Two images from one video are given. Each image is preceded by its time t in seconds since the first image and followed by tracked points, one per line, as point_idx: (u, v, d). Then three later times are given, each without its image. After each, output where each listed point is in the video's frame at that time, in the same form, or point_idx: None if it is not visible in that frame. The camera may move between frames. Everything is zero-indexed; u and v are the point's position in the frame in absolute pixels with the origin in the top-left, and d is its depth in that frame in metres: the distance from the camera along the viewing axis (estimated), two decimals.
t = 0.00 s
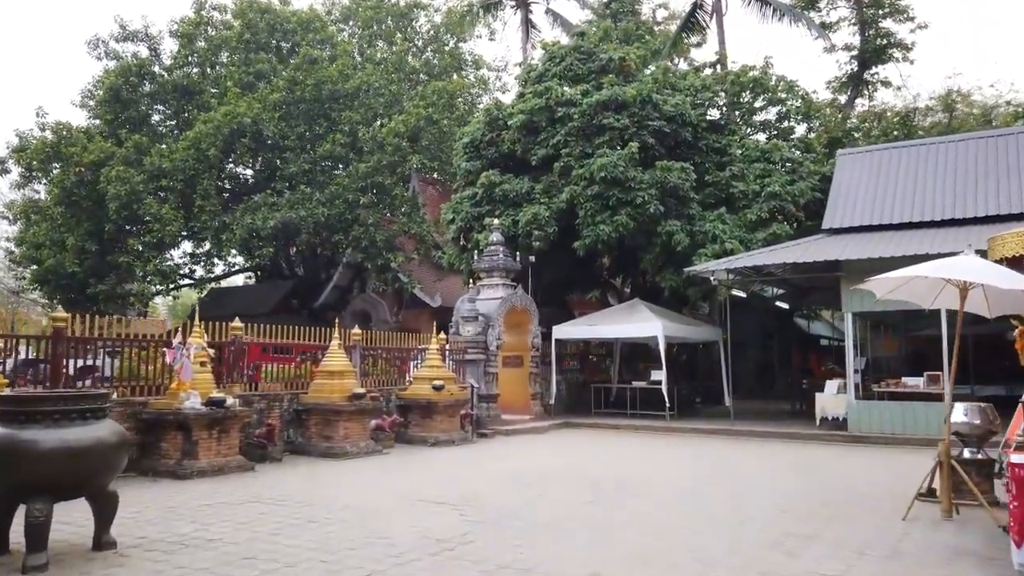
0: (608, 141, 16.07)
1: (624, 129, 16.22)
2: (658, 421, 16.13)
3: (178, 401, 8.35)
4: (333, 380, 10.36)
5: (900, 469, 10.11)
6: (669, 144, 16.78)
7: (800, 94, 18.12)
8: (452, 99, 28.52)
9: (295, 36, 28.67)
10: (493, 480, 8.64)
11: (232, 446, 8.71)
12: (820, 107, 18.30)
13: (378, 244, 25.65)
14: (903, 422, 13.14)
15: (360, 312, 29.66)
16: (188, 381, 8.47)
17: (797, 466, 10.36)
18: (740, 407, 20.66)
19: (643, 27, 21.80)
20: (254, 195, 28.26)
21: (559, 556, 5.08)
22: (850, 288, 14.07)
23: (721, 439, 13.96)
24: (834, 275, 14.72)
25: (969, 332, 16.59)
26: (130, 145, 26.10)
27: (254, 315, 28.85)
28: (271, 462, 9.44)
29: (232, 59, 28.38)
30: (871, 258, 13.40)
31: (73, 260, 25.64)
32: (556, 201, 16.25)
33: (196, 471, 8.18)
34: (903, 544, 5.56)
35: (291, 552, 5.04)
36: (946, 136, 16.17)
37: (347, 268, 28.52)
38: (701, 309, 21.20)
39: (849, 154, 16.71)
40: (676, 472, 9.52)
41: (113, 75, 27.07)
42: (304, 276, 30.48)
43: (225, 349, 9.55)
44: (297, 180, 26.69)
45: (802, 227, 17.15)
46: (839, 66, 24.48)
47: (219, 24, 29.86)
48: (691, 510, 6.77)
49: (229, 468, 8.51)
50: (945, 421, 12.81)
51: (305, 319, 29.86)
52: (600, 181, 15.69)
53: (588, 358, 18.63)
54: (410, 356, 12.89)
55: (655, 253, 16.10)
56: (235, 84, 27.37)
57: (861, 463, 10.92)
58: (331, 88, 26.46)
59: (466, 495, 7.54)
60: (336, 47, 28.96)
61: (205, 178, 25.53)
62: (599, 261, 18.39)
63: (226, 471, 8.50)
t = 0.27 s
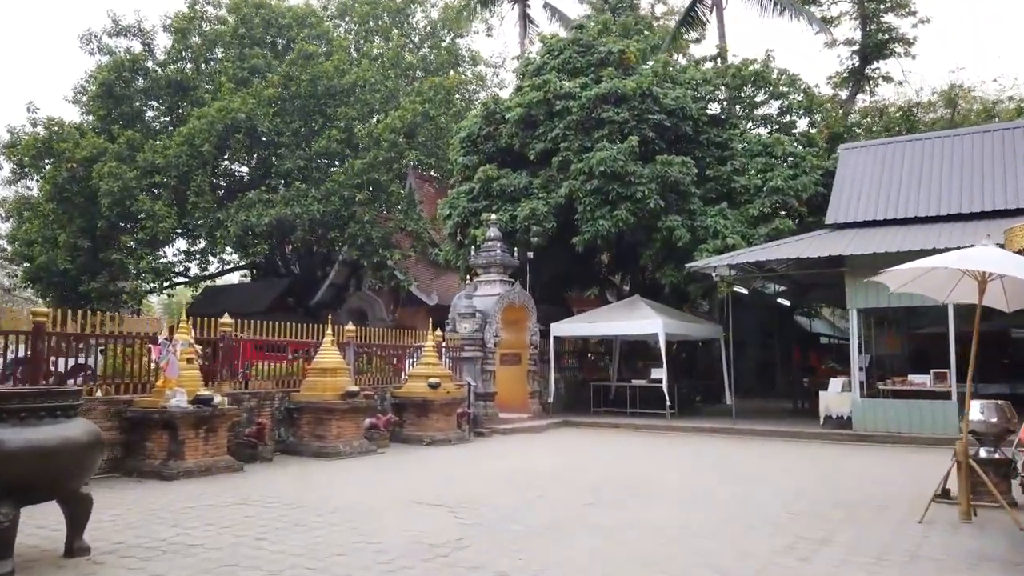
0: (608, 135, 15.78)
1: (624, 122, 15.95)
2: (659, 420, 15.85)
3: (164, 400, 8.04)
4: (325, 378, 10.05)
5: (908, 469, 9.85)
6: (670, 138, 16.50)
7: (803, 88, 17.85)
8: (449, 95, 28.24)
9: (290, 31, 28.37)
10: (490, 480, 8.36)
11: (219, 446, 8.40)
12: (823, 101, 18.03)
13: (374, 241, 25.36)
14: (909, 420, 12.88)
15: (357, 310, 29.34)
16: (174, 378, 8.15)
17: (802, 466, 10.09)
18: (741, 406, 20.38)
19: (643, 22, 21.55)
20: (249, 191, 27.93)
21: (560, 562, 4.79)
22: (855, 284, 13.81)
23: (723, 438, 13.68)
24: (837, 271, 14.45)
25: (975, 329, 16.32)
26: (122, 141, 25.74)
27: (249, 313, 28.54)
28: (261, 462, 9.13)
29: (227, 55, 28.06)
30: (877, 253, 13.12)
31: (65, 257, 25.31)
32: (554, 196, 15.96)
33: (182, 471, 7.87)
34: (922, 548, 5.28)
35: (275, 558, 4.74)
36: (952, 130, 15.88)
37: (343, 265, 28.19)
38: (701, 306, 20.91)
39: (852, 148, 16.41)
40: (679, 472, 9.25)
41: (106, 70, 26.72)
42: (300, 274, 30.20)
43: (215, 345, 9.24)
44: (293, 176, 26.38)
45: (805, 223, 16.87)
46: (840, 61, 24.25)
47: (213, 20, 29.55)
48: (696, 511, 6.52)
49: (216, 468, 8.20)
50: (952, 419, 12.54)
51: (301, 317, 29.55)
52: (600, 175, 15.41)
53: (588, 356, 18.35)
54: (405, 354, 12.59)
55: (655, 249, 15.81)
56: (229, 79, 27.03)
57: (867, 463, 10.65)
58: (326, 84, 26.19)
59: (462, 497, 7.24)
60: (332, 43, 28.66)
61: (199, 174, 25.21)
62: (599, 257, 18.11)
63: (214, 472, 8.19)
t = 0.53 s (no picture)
0: (606, 130, 15.47)
1: (622, 117, 15.65)
2: (658, 421, 15.56)
3: (144, 402, 7.72)
4: (314, 379, 9.73)
5: (915, 472, 9.57)
6: (669, 134, 16.20)
7: (804, 83, 17.56)
8: (445, 91, 27.92)
9: (285, 27, 28.03)
10: (483, 485, 8.06)
11: (202, 450, 8.08)
12: (824, 97, 17.73)
13: (369, 240, 25.04)
14: (914, 421, 12.60)
15: (352, 310, 29.01)
16: (155, 380, 7.83)
17: (806, 469, 9.81)
18: (741, 406, 20.08)
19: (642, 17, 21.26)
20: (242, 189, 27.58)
21: None
22: (858, 282, 13.52)
23: (724, 440, 13.39)
24: (840, 269, 14.16)
25: (979, 329, 16.05)
26: (114, 138, 25.37)
27: (243, 312, 28.21)
28: (247, 467, 8.81)
29: (220, 51, 27.72)
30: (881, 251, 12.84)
31: (56, 255, 24.97)
32: (551, 193, 15.65)
33: (162, 477, 7.55)
34: (939, 561, 4.98)
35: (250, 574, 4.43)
36: (956, 126, 15.59)
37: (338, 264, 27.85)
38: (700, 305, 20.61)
39: (855, 144, 16.11)
40: (680, 476, 8.96)
41: (97, 66, 26.36)
42: (295, 273, 29.89)
43: (200, 345, 8.91)
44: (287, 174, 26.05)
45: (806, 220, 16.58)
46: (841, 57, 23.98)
47: (207, 16, 29.20)
48: (698, 520, 6.23)
49: (199, 474, 7.88)
50: (958, 420, 12.26)
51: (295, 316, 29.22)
52: (597, 172, 15.10)
53: (585, 355, 18.05)
54: (398, 354, 12.27)
55: (654, 247, 15.51)
56: (223, 76, 26.68)
57: (872, 466, 10.37)
58: (321, 80, 25.87)
59: (455, 504, 6.94)
60: (327, 39, 28.32)
61: (191, 171, 24.87)
62: (597, 255, 17.80)
63: (196, 477, 7.87)
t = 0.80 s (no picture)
0: (603, 124, 15.20)
1: (619, 111, 15.38)
2: (656, 420, 15.28)
3: (122, 401, 7.41)
4: (302, 378, 9.40)
5: (920, 472, 9.32)
6: (666, 128, 15.95)
7: (803, 77, 17.30)
8: (440, 87, 27.63)
9: (278, 23, 27.70)
10: (474, 487, 7.78)
11: (184, 452, 7.78)
12: (825, 92, 17.48)
13: (363, 237, 24.75)
14: (917, 420, 12.34)
15: (346, 308, 28.69)
16: (134, 378, 7.54)
17: (808, 469, 9.55)
18: (740, 406, 19.82)
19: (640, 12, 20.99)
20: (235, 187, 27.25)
21: None
22: (859, 279, 13.25)
23: (723, 440, 13.12)
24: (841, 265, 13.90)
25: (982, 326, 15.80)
26: (105, 134, 25.04)
27: (236, 310, 27.90)
28: (232, 469, 8.51)
29: (213, 47, 27.37)
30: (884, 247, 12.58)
31: (46, 253, 24.64)
32: (547, 188, 15.37)
33: (141, 479, 7.24)
34: (955, 568, 4.71)
35: None
36: (957, 120, 15.42)
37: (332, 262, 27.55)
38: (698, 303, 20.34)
39: (855, 139, 15.91)
40: (678, 476, 8.70)
41: (88, 61, 26.01)
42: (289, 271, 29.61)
43: (182, 343, 8.61)
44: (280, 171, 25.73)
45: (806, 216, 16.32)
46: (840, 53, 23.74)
47: (199, 11, 28.86)
48: (698, 523, 5.97)
49: (180, 476, 7.57)
50: (962, 418, 12.02)
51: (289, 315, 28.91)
52: (594, 167, 14.83)
53: (582, 354, 17.78)
54: (391, 352, 11.98)
55: (651, 243, 15.24)
56: (215, 72, 26.35)
57: (874, 466, 10.12)
58: (314, 76, 25.57)
59: (445, 506, 6.65)
60: (321, 35, 28.01)
61: (183, 168, 24.54)
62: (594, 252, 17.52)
63: (177, 479, 7.56)
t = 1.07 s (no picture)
0: (599, 120, 14.91)
1: (616, 107, 15.08)
2: (653, 423, 15.00)
3: (98, 405, 7.08)
4: (288, 381, 9.05)
5: (925, 477, 9.06)
6: (663, 125, 15.67)
7: (803, 74, 17.03)
8: (434, 85, 27.30)
9: (270, 20, 27.32)
10: (466, 494, 7.48)
11: (163, 458, 7.45)
12: (824, 89, 17.21)
13: (356, 236, 24.44)
14: (921, 422, 12.08)
15: (340, 309, 28.35)
16: (111, 381, 7.16)
17: (809, 474, 9.28)
18: (738, 407, 19.55)
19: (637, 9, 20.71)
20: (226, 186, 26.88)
21: None
22: (860, 278, 12.95)
23: (722, 443, 12.85)
24: (842, 264, 13.63)
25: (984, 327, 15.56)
26: (94, 132, 24.67)
27: (228, 311, 27.56)
28: (214, 475, 8.18)
29: (204, 43, 26.97)
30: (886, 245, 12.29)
31: (34, 252, 24.27)
32: (542, 186, 15.07)
33: (116, 487, 6.91)
34: None
35: None
36: (959, 117, 15.14)
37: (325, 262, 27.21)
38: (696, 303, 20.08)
39: (855, 136, 15.58)
40: (676, 482, 8.42)
41: (77, 58, 25.62)
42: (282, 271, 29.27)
43: (162, 344, 8.26)
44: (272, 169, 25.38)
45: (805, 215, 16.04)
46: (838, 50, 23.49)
47: (191, 7, 28.46)
48: (700, 535, 5.70)
49: (158, 483, 7.25)
50: (967, 421, 11.74)
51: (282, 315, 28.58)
52: (590, 164, 14.53)
53: (578, 355, 17.50)
54: (382, 353, 11.66)
55: (649, 242, 14.95)
56: (206, 69, 25.96)
57: (877, 470, 9.85)
58: (307, 73, 25.22)
59: (434, 516, 6.35)
60: (313, 32, 27.65)
61: (173, 166, 24.17)
62: (590, 251, 17.23)
63: (155, 487, 7.24)
